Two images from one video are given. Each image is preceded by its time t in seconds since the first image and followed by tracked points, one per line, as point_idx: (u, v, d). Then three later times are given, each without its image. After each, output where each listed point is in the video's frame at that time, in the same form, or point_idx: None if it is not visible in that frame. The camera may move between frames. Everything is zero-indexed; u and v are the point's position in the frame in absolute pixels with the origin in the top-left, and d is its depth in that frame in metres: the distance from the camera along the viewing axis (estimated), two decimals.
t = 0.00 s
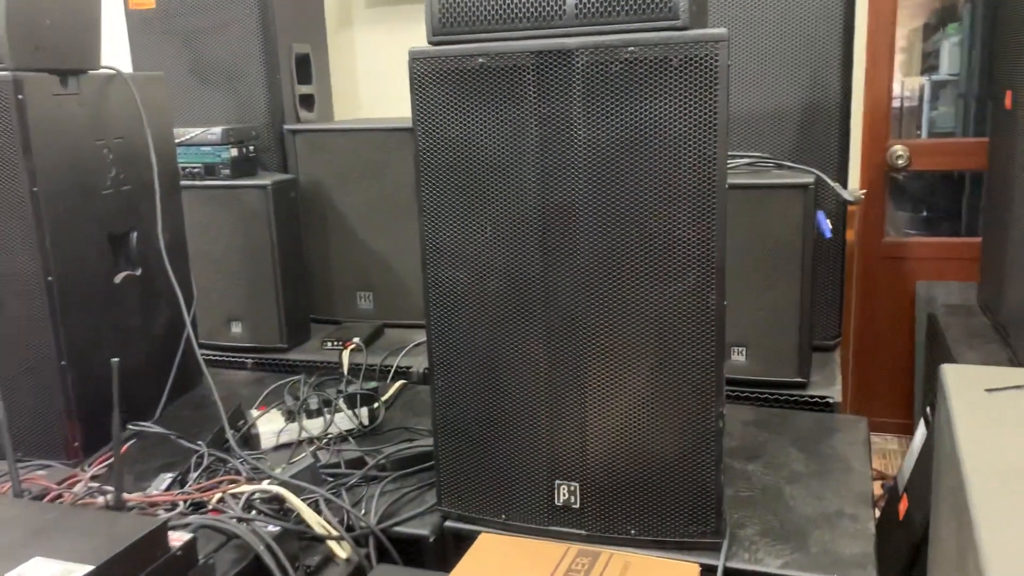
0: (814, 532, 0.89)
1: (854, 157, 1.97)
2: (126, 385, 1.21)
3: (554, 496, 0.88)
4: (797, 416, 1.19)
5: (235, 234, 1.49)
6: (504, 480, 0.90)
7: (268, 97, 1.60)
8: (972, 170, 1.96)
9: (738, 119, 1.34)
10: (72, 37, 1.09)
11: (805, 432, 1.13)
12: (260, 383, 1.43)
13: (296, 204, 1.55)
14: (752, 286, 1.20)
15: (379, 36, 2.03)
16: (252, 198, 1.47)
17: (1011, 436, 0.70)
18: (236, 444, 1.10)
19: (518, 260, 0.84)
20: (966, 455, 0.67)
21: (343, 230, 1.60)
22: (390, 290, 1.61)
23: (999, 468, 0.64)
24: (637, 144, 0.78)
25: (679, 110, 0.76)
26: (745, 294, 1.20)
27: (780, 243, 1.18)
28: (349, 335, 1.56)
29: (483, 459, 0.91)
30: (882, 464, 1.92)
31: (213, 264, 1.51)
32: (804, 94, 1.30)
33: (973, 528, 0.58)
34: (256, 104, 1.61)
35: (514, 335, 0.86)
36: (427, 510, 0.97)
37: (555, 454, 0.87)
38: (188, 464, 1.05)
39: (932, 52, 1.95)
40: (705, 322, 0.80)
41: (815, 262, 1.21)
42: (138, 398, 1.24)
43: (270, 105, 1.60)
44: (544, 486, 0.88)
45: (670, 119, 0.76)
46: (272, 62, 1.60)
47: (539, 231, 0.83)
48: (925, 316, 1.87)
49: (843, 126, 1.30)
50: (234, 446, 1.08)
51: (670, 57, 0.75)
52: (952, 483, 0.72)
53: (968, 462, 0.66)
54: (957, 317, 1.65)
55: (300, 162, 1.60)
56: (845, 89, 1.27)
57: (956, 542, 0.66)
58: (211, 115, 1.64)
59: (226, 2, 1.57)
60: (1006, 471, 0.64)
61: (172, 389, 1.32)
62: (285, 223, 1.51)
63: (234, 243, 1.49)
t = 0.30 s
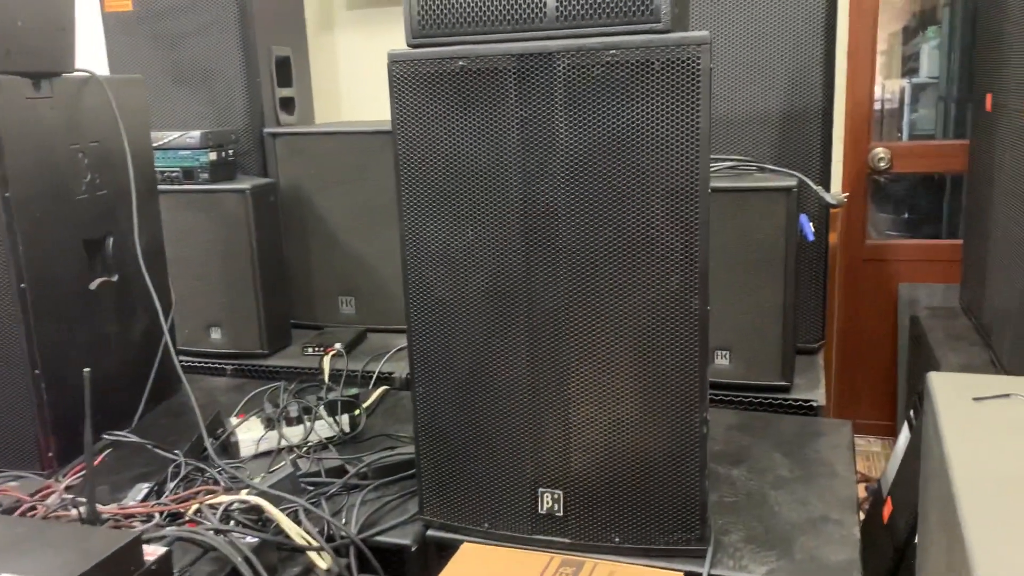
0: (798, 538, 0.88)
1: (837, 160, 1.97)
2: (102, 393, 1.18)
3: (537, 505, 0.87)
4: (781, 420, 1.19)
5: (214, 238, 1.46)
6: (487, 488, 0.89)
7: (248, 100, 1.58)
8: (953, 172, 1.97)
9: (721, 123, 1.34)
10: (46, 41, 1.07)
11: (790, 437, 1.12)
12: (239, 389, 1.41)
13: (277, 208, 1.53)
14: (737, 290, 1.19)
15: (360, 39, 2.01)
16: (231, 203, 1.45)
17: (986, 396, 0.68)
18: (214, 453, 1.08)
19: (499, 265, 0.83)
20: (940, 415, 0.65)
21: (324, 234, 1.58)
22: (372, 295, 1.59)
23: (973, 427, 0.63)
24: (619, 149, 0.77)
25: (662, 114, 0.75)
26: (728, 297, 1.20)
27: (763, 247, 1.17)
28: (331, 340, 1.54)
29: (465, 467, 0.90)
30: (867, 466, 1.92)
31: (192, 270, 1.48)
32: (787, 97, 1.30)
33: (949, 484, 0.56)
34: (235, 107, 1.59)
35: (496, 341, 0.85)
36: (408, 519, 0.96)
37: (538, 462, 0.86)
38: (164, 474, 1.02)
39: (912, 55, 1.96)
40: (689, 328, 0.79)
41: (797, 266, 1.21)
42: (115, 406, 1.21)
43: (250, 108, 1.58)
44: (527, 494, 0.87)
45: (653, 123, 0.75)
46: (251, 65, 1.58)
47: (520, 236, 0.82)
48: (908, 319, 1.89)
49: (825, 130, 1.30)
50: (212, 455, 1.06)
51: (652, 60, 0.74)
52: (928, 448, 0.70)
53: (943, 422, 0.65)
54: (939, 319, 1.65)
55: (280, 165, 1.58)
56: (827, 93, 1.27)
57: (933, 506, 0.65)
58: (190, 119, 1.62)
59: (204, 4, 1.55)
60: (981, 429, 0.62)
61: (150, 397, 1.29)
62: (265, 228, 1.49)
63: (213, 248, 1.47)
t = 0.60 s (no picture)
0: (789, 547, 0.88)
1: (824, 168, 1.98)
2: (86, 402, 1.17)
3: (528, 514, 0.87)
4: (770, 428, 1.19)
5: (200, 244, 1.45)
6: (477, 498, 0.88)
7: (234, 106, 1.57)
8: (938, 181, 1.98)
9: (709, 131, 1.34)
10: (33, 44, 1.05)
11: (779, 445, 1.12)
12: (226, 397, 1.40)
13: (263, 214, 1.52)
14: (727, 298, 1.19)
15: (347, 43, 2.00)
16: (217, 209, 1.43)
17: (983, 408, 0.67)
18: (200, 463, 1.06)
19: (490, 272, 0.83)
20: (939, 429, 0.64)
21: (311, 240, 1.57)
22: (360, 301, 1.58)
23: (973, 440, 0.62)
24: (611, 157, 0.77)
25: (654, 122, 0.75)
26: (718, 305, 1.20)
27: (752, 254, 1.17)
28: (318, 347, 1.53)
29: (455, 477, 0.89)
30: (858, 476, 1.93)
31: (178, 276, 1.47)
32: (775, 106, 1.30)
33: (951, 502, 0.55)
34: (221, 112, 1.58)
35: (487, 350, 0.85)
36: (397, 529, 0.95)
37: (529, 471, 0.86)
38: (149, 484, 1.01)
39: (896, 63, 1.97)
40: (681, 337, 0.79)
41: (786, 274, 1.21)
42: (98, 415, 1.19)
43: (236, 114, 1.57)
44: (518, 503, 0.87)
45: (645, 131, 0.75)
46: (237, 69, 1.56)
47: (512, 244, 0.82)
48: (892, 330, 1.95)
49: (813, 139, 1.30)
50: (197, 464, 1.04)
51: (644, 68, 0.74)
52: (925, 460, 0.69)
53: (942, 435, 0.64)
54: (925, 327, 1.67)
55: (266, 171, 1.57)
56: (815, 103, 1.28)
57: (930, 519, 0.64)
58: (176, 124, 1.61)
59: (190, 8, 1.53)
60: (980, 443, 0.61)
61: (135, 405, 1.28)
62: (252, 234, 1.48)
63: (199, 254, 1.46)
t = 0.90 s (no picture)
0: (783, 560, 0.88)
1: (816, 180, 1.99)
2: (76, 413, 1.16)
3: (522, 528, 0.86)
4: (763, 440, 1.19)
5: (192, 254, 1.44)
6: (471, 511, 0.88)
7: (227, 115, 1.56)
8: (927, 194, 1.99)
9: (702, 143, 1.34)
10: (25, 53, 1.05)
11: (772, 457, 1.12)
12: (217, 407, 1.39)
13: (256, 223, 1.52)
14: (721, 310, 1.20)
15: (340, 53, 2.00)
16: (209, 218, 1.43)
17: (982, 425, 0.67)
18: (191, 475, 1.06)
19: (486, 285, 0.83)
20: (941, 445, 0.65)
21: (304, 249, 1.57)
22: (352, 312, 1.58)
23: (974, 456, 0.62)
24: (607, 171, 0.77)
25: (650, 136, 0.75)
26: (711, 317, 1.20)
27: (746, 266, 1.18)
28: (309, 357, 1.52)
29: (450, 489, 0.88)
30: (851, 488, 1.94)
31: (169, 285, 1.46)
32: (767, 119, 1.31)
33: (954, 519, 0.55)
34: (214, 121, 1.57)
35: (482, 362, 0.85)
36: (390, 541, 0.94)
37: (523, 485, 0.86)
38: (139, 496, 1.00)
39: (885, 76, 1.99)
40: (676, 351, 0.79)
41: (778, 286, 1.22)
42: (87, 425, 1.18)
43: (229, 123, 1.57)
44: (512, 517, 0.87)
45: (641, 145, 0.75)
46: (230, 79, 1.56)
47: (507, 257, 0.82)
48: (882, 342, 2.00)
49: (805, 152, 1.31)
50: (189, 476, 1.04)
51: (640, 82, 0.74)
52: (925, 477, 0.69)
53: (943, 452, 0.64)
54: (916, 339, 1.67)
55: (258, 180, 1.57)
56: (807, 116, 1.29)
57: (931, 536, 0.64)
58: (168, 132, 1.60)
59: (183, 16, 1.53)
60: (981, 459, 0.62)
61: (125, 416, 1.27)
62: (244, 244, 1.47)
63: (191, 264, 1.45)
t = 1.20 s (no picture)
0: (776, 574, 0.88)
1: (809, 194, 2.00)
2: (69, 426, 1.15)
3: (516, 542, 0.86)
4: (756, 453, 1.19)
5: (186, 266, 1.44)
6: (466, 525, 0.88)
7: (222, 128, 1.57)
8: (918, 208, 2.01)
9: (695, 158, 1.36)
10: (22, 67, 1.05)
11: (765, 471, 1.13)
12: (210, 420, 1.39)
13: (250, 236, 1.52)
14: (715, 324, 1.20)
15: (335, 67, 2.01)
16: (203, 231, 1.43)
17: (973, 439, 0.68)
18: (183, 487, 1.05)
19: (481, 299, 0.83)
20: (931, 459, 0.65)
21: (298, 263, 1.57)
22: (346, 325, 1.58)
23: (964, 470, 0.63)
24: (602, 186, 0.78)
25: (644, 152, 0.76)
26: (705, 330, 1.21)
27: (739, 280, 1.19)
28: (303, 370, 1.52)
29: (444, 503, 0.89)
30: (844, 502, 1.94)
31: (163, 298, 1.46)
32: (760, 135, 1.32)
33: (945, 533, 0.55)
34: (208, 135, 1.58)
35: (476, 377, 0.85)
36: (384, 556, 0.94)
37: (517, 499, 0.86)
38: (132, 510, 0.99)
39: (876, 91, 2.01)
40: (670, 366, 0.79)
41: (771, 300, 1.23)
42: (80, 438, 1.18)
43: (224, 136, 1.57)
44: (507, 531, 0.87)
45: (636, 160, 0.76)
46: (225, 93, 1.57)
47: (502, 272, 0.82)
48: (875, 355, 2.01)
49: (797, 166, 1.32)
50: (182, 489, 1.03)
51: (634, 99, 0.75)
52: (916, 491, 0.69)
53: (934, 466, 0.64)
54: (908, 353, 1.68)
55: (252, 192, 1.57)
56: (799, 132, 1.30)
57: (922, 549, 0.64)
58: (163, 146, 1.60)
59: (179, 31, 1.54)
60: (971, 474, 0.62)
61: (118, 428, 1.26)
62: (239, 256, 1.48)
63: (185, 276, 1.45)
